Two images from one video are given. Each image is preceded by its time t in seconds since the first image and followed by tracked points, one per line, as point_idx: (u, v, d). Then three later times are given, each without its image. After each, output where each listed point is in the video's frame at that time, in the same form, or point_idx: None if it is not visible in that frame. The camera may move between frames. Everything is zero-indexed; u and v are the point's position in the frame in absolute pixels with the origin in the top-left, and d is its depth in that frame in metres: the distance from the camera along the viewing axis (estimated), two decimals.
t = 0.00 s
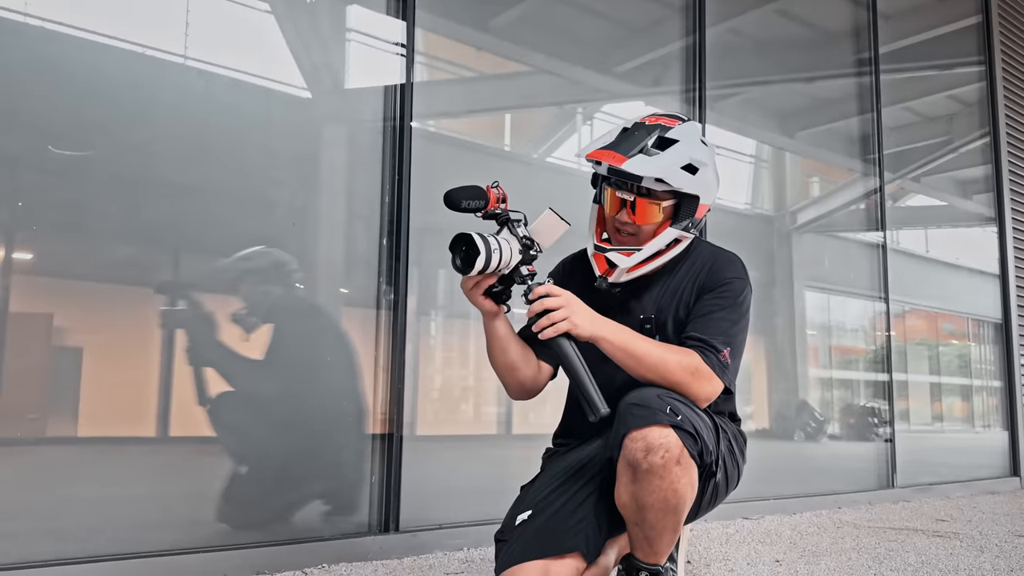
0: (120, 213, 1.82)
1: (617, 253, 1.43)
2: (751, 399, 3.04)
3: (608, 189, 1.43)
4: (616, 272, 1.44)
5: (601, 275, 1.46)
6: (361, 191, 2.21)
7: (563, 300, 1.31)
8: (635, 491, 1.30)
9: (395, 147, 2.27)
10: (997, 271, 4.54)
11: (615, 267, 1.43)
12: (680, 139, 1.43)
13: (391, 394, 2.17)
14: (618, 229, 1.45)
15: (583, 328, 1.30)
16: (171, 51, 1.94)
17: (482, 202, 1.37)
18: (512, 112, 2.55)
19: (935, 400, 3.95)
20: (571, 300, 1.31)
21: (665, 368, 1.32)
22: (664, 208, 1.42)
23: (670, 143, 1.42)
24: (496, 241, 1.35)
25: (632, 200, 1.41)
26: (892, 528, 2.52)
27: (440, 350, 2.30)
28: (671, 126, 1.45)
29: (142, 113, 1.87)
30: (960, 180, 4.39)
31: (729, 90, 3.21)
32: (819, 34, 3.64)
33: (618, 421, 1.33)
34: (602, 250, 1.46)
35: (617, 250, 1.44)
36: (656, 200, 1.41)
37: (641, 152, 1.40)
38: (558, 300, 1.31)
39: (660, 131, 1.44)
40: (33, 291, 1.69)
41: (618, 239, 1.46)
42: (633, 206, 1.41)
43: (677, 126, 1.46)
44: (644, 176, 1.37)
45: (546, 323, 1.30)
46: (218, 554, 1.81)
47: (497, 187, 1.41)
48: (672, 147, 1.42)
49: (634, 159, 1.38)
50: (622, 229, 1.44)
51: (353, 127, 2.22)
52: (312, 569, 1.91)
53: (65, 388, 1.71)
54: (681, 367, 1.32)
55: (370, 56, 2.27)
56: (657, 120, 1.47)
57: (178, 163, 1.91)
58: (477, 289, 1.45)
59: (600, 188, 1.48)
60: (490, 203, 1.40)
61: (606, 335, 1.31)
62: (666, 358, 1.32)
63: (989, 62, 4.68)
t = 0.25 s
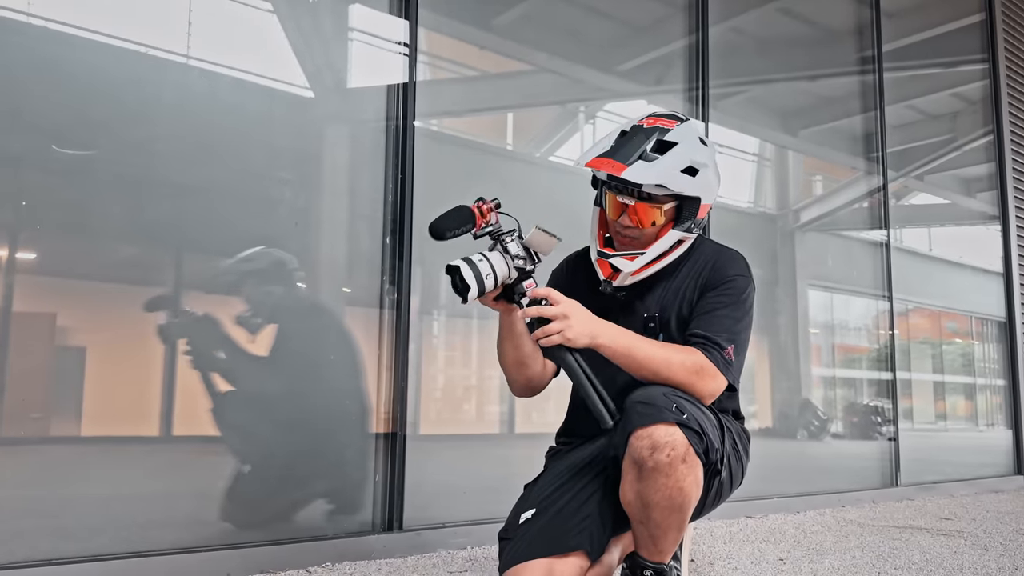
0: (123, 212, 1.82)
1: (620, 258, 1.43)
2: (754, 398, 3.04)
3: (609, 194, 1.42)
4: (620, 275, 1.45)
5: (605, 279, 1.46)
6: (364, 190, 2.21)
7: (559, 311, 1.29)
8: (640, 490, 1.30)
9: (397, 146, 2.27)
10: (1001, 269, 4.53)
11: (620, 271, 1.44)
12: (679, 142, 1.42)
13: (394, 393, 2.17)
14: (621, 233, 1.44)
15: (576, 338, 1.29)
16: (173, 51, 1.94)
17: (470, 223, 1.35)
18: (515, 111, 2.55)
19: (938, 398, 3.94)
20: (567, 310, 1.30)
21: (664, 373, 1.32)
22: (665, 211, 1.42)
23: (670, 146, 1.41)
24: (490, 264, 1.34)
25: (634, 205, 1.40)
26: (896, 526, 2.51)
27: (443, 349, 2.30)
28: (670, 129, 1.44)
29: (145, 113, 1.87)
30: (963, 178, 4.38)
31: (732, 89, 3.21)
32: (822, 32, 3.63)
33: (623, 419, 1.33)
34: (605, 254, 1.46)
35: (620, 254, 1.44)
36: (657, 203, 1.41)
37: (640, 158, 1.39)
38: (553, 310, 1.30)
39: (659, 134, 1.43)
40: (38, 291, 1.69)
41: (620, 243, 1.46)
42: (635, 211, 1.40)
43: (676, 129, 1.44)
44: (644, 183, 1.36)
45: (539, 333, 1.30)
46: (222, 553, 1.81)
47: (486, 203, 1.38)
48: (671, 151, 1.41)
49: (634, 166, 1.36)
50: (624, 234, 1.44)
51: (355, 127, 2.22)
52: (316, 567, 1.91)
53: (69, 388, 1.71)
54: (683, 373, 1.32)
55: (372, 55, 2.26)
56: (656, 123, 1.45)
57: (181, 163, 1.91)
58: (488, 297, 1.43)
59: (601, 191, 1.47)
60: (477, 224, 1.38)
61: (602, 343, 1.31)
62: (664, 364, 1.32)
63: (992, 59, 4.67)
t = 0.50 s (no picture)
0: (126, 212, 1.82)
1: (621, 256, 1.43)
2: (756, 396, 3.04)
3: (607, 193, 1.42)
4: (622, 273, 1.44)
5: (608, 278, 1.45)
6: (366, 189, 2.21)
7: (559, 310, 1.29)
8: (645, 488, 1.29)
9: (399, 145, 2.27)
10: (1004, 267, 4.52)
11: (621, 269, 1.43)
12: (673, 138, 1.43)
13: (397, 393, 2.17)
14: (621, 232, 1.44)
15: (574, 339, 1.29)
16: (176, 51, 1.94)
17: (466, 233, 1.36)
18: (517, 110, 2.55)
19: (941, 397, 3.93)
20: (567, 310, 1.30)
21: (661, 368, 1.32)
22: (664, 207, 1.42)
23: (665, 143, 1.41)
24: (486, 271, 1.35)
25: (633, 203, 1.40)
26: (899, 525, 2.51)
27: (446, 348, 2.30)
28: (665, 124, 1.44)
29: (148, 113, 1.87)
30: (966, 176, 4.37)
31: (734, 87, 3.20)
32: (824, 30, 3.62)
33: (628, 417, 1.32)
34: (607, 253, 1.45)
35: (621, 252, 1.44)
36: (655, 200, 1.41)
37: (635, 155, 1.39)
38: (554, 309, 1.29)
39: (653, 131, 1.43)
40: (41, 290, 1.69)
41: (621, 241, 1.45)
42: (634, 208, 1.40)
43: (671, 124, 1.44)
44: (640, 180, 1.36)
45: (537, 332, 1.29)
46: (226, 552, 1.81)
47: (485, 210, 1.37)
48: (666, 147, 1.41)
49: (629, 164, 1.36)
50: (625, 232, 1.43)
51: (357, 126, 2.22)
52: (319, 566, 1.91)
53: (72, 387, 1.71)
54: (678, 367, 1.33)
55: (374, 55, 2.27)
56: (650, 119, 1.45)
57: (184, 163, 1.91)
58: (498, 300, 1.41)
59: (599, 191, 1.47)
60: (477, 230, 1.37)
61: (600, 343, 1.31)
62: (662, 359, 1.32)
63: (995, 57, 4.66)
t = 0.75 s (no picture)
0: (128, 212, 1.83)
1: (625, 254, 1.43)
2: (759, 395, 3.03)
3: (611, 190, 1.42)
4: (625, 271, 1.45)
5: (611, 276, 1.46)
6: (368, 189, 2.21)
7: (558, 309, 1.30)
8: (646, 487, 1.29)
9: (400, 145, 2.27)
10: (1007, 266, 4.51)
11: (625, 266, 1.44)
12: (677, 135, 1.42)
13: (398, 393, 2.17)
14: (624, 229, 1.44)
15: (571, 339, 1.29)
16: (177, 51, 1.94)
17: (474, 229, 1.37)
18: (518, 109, 2.55)
19: (944, 396, 3.92)
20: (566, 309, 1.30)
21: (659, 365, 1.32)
22: (667, 205, 1.42)
23: (668, 139, 1.41)
24: (490, 269, 1.35)
25: (636, 200, 1.40)
26: (902, 523, 2.50)
27: (447, 348, 2.30)
28: (669, 122, 1.44)
29: (150, 113, 1.87)
30: (968, 175, 4.36)
31: (736, 86, 3.20)
32: (826, 28, 3.62)
33: (630, 415, 1.32)
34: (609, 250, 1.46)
35: (623, 250, 1.44)
36: (658, 197, 1.40)
37: (639, 152, 1.38)
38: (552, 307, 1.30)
39: (657, 127, 1.43)
40: (42, 290, 1.69)
41: (624, 239, 1.45)
42: (637, 205, 1.40)
43: (674, 122, 1.44)
44: (644, 176, 1.36)
45: (535, 331, 1.30)
46: (228, 551, 1.81)
47: (493, 207, 1.36)
48: (670, 143, 1.41)
49: (633, 160, 1.36)
50: (628, 229, 1.44)
51: (359, 125, 2.22)
52: (322, 565, 1.91)
53: (74, 387, 1.72)
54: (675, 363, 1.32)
55: (375, 54, 2.27)
56: (654, 116, 1.45)
57: (185, 162, 1.91)
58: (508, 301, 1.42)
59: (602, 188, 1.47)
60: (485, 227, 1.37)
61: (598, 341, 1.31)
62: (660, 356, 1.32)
63: (997, 55, 4.65)
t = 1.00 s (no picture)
0: (130, 212, 1.83)
1: (629, 250, 1.43)
2: (761, 395, 3.03)
3: (615, 187, 1.42)
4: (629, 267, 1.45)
5: (615, 272, 1.47)
6: (369, 189, 2.21)
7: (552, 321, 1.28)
8: (648, 486, 1.30)
9: (401, 145, 2.27)
10: (1009, 265, 4.50)
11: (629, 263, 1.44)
12: (680, 132, 1.42)
13: (400, 394, 2.16)
14: (629, 226, 1.44)
15: (568, 352, 1.26)
16: (179, 52, 1.94)
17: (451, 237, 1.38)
18: (520, 109, 2.55)
19: (947, 395, 3.92)
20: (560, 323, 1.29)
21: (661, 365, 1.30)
22: (671, 201, 1.42)
23: (671, 136, 1.41)
24: (473, 274, 1.37)
25: (640, 196, 1.40)
26: (904, 522, 2.50)
27: (449, 348, 2.30)
28: (672, 119, 1.44)
29: (152, 113, 1.88)
30: (970, 173, 4.36)
31: (737, 85, 3.20)
32: (827, 27, 3.62)
33: (632, 414, 1.32)
34: (614, 247, 1.46)
35: (628, 246, 1.44)
36: (662, 193, 1.41)
37: (642, 149, 1.39)
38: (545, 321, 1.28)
39: (660, 125, 1.43)
40: (44, 291, 1.70)
41: (629, 236, 1.45)
42: (641, 202, 1.40)
43: (678, 119, 1.44)
44: (647, 173, 1.36)
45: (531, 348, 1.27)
46: (230, 551, 1.81)
47: (466, 215, 1.37)
48: (673, 141, 1.41)
49: (636, 157, 1.36)
50: (632, 226, 1.43)
51: (360, 126, 2.22)
52: (324, 565, 1.91)
53: (77, 388, 1.72)
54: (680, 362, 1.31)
55: (377, 55, 2.27)
56: (658, 114, 1.45)
57: (187, 163, 1.91)
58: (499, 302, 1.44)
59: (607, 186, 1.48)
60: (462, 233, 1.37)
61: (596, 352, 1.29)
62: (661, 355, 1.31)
63: (999, 54, 4.65)
